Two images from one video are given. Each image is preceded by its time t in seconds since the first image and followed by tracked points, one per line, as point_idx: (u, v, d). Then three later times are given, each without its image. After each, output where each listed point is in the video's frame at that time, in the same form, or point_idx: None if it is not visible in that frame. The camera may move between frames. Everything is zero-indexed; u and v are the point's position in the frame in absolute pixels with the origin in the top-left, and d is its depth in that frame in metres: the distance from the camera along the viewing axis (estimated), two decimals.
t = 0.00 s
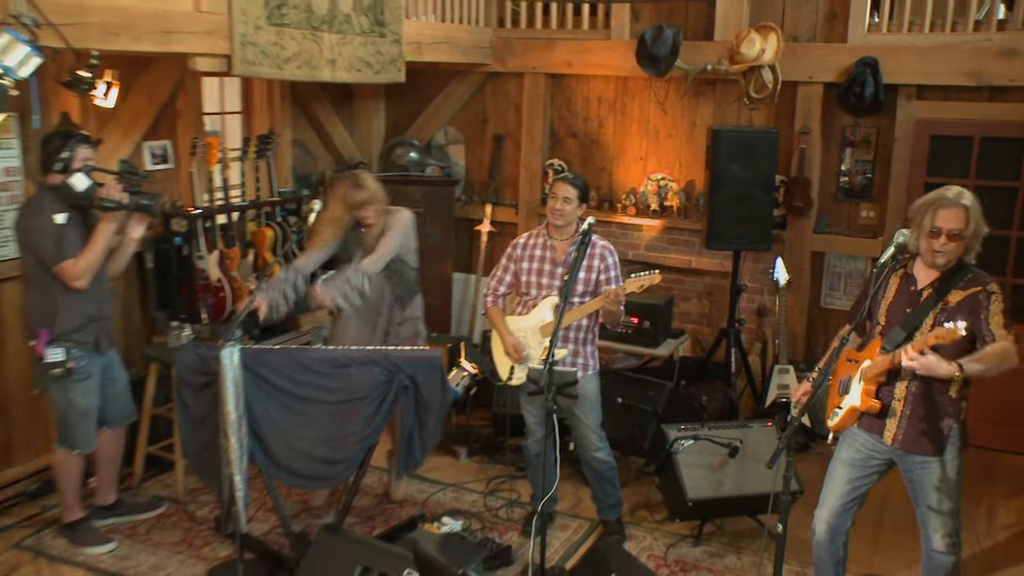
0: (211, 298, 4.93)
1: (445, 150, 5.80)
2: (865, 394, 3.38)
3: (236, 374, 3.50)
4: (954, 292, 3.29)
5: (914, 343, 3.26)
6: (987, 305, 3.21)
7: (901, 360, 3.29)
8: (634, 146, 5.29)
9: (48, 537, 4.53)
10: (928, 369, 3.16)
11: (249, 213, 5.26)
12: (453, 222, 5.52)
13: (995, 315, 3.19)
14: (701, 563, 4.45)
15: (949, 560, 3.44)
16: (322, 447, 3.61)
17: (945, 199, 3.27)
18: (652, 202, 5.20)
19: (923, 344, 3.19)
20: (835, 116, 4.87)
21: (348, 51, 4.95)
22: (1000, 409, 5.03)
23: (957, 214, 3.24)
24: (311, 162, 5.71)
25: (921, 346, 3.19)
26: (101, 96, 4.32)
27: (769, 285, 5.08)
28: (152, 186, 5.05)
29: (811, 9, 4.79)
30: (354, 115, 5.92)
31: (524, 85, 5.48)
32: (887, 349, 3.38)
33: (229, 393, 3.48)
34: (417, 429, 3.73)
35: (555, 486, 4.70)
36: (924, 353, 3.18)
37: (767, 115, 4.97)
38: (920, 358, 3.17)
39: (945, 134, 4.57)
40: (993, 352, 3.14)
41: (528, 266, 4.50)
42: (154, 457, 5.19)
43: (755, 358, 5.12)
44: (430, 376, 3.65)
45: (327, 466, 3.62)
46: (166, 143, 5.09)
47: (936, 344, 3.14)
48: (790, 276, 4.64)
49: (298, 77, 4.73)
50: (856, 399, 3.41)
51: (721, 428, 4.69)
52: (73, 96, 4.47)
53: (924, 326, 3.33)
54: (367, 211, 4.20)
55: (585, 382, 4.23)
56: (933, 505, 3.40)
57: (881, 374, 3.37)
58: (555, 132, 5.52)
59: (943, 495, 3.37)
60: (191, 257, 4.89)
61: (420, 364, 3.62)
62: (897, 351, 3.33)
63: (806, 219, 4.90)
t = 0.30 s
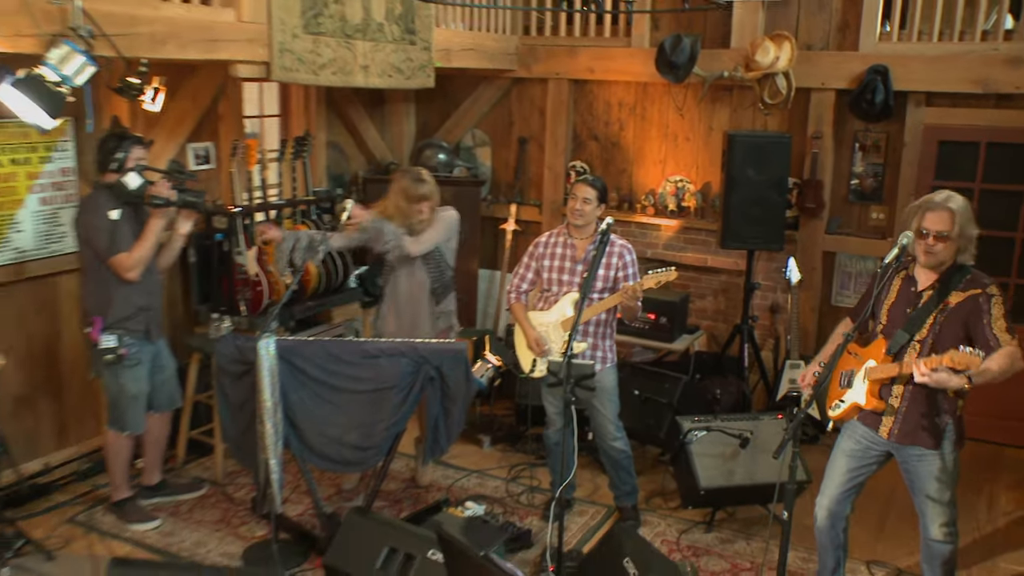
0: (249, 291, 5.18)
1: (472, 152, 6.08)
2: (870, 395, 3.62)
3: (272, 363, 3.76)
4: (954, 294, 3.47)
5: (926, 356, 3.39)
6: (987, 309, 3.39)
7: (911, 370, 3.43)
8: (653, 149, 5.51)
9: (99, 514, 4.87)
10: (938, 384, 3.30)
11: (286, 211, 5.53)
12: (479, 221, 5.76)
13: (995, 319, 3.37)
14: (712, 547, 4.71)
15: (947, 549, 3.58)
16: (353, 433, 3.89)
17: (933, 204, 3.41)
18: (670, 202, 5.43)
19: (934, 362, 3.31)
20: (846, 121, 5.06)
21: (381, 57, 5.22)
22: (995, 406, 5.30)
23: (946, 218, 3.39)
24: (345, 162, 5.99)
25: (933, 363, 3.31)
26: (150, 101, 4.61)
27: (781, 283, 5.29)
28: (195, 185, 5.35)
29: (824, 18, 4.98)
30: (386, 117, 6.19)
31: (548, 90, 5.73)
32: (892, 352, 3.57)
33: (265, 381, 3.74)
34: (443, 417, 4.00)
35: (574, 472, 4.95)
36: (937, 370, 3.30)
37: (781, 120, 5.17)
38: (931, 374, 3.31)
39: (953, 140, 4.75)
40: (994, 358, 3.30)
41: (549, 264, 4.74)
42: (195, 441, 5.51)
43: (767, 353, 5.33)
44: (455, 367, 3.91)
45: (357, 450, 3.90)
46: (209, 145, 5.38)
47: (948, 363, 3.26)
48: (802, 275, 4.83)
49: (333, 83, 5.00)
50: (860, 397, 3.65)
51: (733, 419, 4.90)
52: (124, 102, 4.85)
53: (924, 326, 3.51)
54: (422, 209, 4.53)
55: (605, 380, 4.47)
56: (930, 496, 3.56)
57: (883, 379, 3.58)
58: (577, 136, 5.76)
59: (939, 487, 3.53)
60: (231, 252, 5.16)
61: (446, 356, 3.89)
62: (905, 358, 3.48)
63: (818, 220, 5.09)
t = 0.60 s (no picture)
0: (292, 284, 5.47)
1: (505, 154, 6.31)
2: (878, 390, 3.80)
3: (313, 355, 4.02)
4: (961, 295, 3.64)
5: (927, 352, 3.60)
6: (991, 311, 3.56)
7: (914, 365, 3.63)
8: (678, 152, 5.74)
9: (152, 492, 5.27)
10: (940, 377, 3.49)
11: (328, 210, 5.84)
12: (510, 220, 6.01)
13: (998, 320, 3.54)
14: (729, 535, 4.94)
15: (948, 537, 3.81)
16: (390, 420, 4.19)
17: (946, 211, 3.59)
18: (694, 204, 5.66)
19: (936, 356, 3.53)
20: (864, 127, 5.25)
21: (418, 64, 5.50)
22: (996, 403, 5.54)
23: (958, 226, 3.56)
24: (384, 163, 6.29)
25: (934, 357, 3.53)
26: (202, 106, 4.93)
27: (801, 282, 5.50)
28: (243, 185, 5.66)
29: (844, 28, 5.15)
30: (423, 120, 6.48)
31: (578, 96, 5.98)
32: (899, 350, 3.76)
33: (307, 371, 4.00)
34: (474, 405, 4.30)
35: (598, 461, 5.19)
36: (938, 364, 3.51)
37: (801, 126, 5.38)
38: (932, 367, 3.51)
39: (968, 146, 4.90)
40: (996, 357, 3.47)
41: (576, 262, 4.98)
42: (242, 426, 5.85)
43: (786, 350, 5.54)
44: (487, 358, 4.21)
45: (393, 436, 4.21)
46: (256, 147, 5.70)
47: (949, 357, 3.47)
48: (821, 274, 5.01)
49: (373, 89, 5.28)
50: (869, 393, 3.84)
51: (751, 413, 5.11)
52: (178, 106, 5.15)
53: (930, 326, 3.69)
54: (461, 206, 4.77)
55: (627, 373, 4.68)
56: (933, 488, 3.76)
57: (891, 375, 3.76)
58: (606, 140, 6.01)
59: (943, 479, 3.73)
60: (277, 249, 5.46)
61: (478, 349, 4.19)
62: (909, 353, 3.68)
63: (836, 222, 5.29)
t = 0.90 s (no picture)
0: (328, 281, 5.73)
1: (532, 158, 6.61)
2: (880, 381, 3.96)
3: (346, 348, 4.30)
4: (966, 294, 3.81)
5: (921, 337, 3.76)
6: (993, 308, 3.74)
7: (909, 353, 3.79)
8: (698, 157, 5.97)
9: (194, 476, 5.58)
10: (932, 360, 3.65)
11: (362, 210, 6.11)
12: (536, 220, 6.25)
13: (1000, 317, 3.72)
14: (743, 524, 5.16)
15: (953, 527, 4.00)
16: (418, 411, 4.45)
17: (958, 214, 3.76)
18: (713, 206, 5.88)
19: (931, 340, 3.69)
20: (878, 133, 5.43)
21: (449, 71, 5.76)
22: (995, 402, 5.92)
23: (968, 227, 3.71)
24: (416, 166, 6.56)
25: (928, 341, 3.69)
26: (243, 111, 5.21)
27: (815, 282, 5.70)
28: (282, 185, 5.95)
29: (859, 38, 5.34)
30: (454, 124, 6.75)
31: (602, 102, 6.22)
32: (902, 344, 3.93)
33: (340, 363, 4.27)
34: (500, 397, 4.55)
35: (618, 453, 5.43)
36: (931, 347, 3.66)
37: (817, 132, 5.58)
38: (926, 350, 3.66)
39: (979, 151, 5.06)
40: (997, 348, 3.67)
41: (598, 262, 5.21)
42: (279, 416, 6.16)
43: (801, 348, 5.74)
44: (513, 353, 4.46)
45: (422, 426, 4.47)
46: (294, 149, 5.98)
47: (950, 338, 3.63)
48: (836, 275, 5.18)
49: (405, 94, 5.54)
50: (872, 385, 3.99)
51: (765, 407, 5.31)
52: (221, 111, 5.45)
53: (935, 325, 3.86)
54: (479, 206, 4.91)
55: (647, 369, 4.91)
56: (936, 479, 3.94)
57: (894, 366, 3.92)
58: (629, 144, 6.25)
59: (947, 471, 3.91)
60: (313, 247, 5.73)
61: (504, 344, 4.43)
62: (910, 344, 3.85)
63: (851, 224, 5.48)
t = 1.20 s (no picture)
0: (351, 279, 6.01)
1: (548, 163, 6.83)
2: (889, 384, 4.14)
3: (368, 344, 4.56)
4: (967, 297, 3.99)
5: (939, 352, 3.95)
6: (995, 310, 3.92)
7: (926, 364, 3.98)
8: (708, 161, 6.18)
9: (223, 465, 5.85)
10: (950, 376, 3.86)
11: (384, 211, 6.37)
12: (551, 222, 6.48)
13: (1002, 320, 3.89)
14: (748, 515, 5.38)
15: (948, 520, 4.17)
16: (437, 405, 4.70)
17: (959, 218, 3.93)
18: (723, 209, 6.08)
19: (948, 359, 3.87)
20: (881, 139, 5.62)
21: (468, 79, 6.00)
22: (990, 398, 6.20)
23: (967, 233, 3.89)
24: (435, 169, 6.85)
25: (947, 359, 3.87)
26: (272, 117, 5.47)
27: (820, 283, 5.90)
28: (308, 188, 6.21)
29: (864, 48, 5.52)
30: (473, 130, 7.01)
31: (616, 108, 6.45)
32: (908, 347, 4.12)
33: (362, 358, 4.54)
34: (515, 392, 4.78)
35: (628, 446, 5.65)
36: (950, 365, 3.87)
37: (822, 138, 5.78)
38: (945, 368, 3.87)
39: (978, 158, 5.24)
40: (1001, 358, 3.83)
41: (610, 264, 5.43)
42: (303, 409, 6.43)
43: (806, 347, 5.95)
44: (527, 350, 4.68)
45: (440, 420, 4.71)
46: (319, 153, 6.22)
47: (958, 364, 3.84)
48: (840, 276, 5.34)
49: (426, 101, 5.78)
50: (879, 386, 4.18)
51: (770, 404, 5.51)
52: (251, 117, 5.71)
53: (938, 326, 4.05)
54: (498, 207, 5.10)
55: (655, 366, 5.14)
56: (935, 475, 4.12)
57: (902, 370, 4.10)
58: (641, 150, 6.48)
59: (947, 466, 4.08)
60: (337, 247, 5.99)
61: (519, 342, 4.65)
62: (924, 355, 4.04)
63: (854, 228, 5.68)
